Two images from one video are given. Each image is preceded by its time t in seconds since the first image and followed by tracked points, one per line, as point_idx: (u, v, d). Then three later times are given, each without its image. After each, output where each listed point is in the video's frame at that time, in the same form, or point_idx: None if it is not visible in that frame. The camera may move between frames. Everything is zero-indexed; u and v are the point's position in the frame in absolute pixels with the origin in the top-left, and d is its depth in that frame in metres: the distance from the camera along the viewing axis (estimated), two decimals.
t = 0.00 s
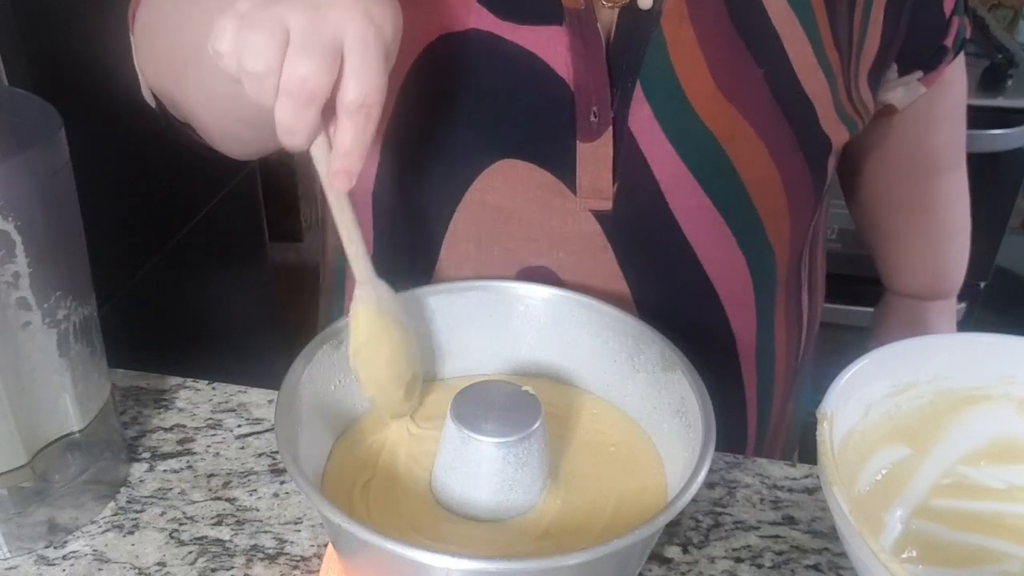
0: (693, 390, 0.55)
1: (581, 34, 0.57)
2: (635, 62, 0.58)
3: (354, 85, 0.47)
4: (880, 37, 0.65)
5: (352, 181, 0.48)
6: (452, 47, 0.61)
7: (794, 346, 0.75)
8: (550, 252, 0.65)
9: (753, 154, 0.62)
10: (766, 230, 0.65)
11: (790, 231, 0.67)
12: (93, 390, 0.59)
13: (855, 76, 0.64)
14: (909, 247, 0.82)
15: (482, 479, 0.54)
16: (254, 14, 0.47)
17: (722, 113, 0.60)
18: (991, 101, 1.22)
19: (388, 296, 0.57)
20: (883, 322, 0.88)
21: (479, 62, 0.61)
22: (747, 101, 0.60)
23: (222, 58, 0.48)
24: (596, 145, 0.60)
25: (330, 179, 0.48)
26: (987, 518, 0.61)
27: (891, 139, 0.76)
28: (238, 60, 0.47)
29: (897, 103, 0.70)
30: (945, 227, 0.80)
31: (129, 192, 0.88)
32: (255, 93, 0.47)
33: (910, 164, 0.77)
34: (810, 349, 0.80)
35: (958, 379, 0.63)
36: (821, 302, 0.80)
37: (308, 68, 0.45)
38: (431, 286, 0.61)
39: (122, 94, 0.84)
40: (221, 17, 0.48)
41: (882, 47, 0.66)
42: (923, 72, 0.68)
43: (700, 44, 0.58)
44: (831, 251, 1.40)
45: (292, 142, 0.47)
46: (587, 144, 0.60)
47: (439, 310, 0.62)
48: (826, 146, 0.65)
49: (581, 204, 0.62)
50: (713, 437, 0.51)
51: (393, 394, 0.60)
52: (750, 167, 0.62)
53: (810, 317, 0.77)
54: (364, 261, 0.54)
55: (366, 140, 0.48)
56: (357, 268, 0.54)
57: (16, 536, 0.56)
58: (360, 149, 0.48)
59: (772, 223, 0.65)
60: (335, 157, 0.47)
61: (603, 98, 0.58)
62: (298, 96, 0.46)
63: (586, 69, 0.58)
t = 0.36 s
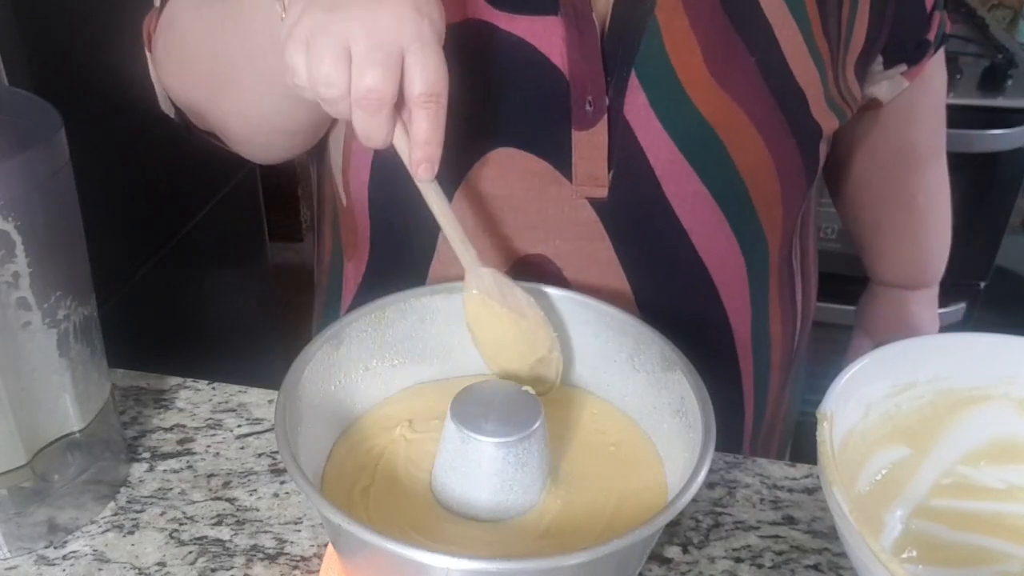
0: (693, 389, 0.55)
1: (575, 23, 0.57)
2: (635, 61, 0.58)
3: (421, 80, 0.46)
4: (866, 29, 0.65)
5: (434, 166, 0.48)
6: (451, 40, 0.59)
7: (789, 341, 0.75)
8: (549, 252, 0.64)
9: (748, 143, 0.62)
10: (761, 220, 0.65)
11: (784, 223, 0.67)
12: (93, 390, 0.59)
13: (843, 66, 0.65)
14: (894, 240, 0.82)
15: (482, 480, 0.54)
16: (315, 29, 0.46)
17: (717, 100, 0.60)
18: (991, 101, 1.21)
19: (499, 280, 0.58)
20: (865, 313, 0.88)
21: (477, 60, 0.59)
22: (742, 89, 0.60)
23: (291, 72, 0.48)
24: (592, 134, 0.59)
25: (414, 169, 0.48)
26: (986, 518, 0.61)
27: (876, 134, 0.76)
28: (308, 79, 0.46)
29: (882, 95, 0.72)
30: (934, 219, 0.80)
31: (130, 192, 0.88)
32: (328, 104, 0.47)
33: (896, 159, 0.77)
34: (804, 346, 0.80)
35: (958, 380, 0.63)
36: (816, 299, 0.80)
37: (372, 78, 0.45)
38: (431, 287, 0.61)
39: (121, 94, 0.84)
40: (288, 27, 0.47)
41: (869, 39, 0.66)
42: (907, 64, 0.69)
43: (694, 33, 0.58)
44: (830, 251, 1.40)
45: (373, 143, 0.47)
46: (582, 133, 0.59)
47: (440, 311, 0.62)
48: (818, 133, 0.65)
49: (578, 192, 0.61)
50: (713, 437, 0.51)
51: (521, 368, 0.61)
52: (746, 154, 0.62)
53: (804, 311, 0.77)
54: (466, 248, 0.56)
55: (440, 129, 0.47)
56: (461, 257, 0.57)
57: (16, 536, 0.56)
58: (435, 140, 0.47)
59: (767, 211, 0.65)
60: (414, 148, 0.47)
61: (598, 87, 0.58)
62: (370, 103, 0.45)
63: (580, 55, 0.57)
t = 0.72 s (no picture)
0: (693, 390, 0.55)
1: (580, 21, 0.57)
2: (636, 61, 0.58)
3: (414, 93, 0.49)
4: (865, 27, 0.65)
5: (448, 167, 0.49)
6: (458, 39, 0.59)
7: (794, 339, 0.75)
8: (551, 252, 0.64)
9: (757, 141, 0.62)
10: (767, 215, 0.66)
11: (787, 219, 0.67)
12: (93, 390, 0.59)
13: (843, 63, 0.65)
14: (886, 239, 0.82)
15: (483, 480, 0.54)
16: (311, 76, 0.50)
17: (728, 96, 0.60)
18: (990, 101, 1.21)
19: (536, 277, 0.55)
20: (858, 309, 0.88)
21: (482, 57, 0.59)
22: (746, 85, 0.60)
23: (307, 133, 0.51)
24: (601, 129, 0.59)
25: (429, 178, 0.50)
26: (987, 518, 0.61)
27: (873, 132, 0.76)
28: (319, 127, 0.50)
29: (875, 96, 0.72)
30: (926, 215, 0.81)
31: (129, 192, 0.88)
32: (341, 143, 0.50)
33: (890, 156, 0.77)
34: (805, 345, 0.80)
35: (958, 380, 0.63)
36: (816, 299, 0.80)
37: (369, 97, 0.48)
38: (431, 288, 0.61)
39: (121, 94, 0.84)
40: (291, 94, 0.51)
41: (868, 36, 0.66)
42: (900, 64, 0.70)
43: (703, 27, 0.58)
44: (829, 250, 1.40)
45: (386, 166, 0.50)
46: (592, 129, 0.59)
47: (440, 309, 0.62)
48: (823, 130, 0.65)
49: (588, 187, 0.61)
50: (713, 437, 0.51)
51: (585, 370, 0.56)
52: (752, 148, 0.62)
53: (807, 308, 0.77)
54: (496, 248, 0.56)
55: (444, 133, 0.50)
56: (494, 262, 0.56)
57: (16, 536, 0.56)
58: (441, 143, 0.49)
59: (773, 206, 0.65)
60: (423, 155, 0.49)
61: (604, 83, 0.58)
62: (373, 121, 0.49)
63: (586, 56, 0.57)
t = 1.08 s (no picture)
0: (692, 390, 0.55)
1: (579, 16, 0.57)
2: (635, 57, 0.58)
3: (398, 103, 0.49)
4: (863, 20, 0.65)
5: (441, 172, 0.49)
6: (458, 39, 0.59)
7: (798, 334, 0.76)
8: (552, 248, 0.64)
9: (760, 135, 0.62)
10: (771, 207, 0.66)
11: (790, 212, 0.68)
12: (93, 390, 0.59)
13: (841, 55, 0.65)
14: (890, 231, 0.82)
15: (482, 479, 0.54)
16: (301, 104, 0.50)
17: (727, 87, 0.60)
18: (990, 101, 1.21)
19: (546, 269, 0.55)
20: (864, 301, 0.88)
21: (482, 56, 0.59)
22: (747, 81, 0.60)
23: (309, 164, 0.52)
24: (602, 126, 0.59)
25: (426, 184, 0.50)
26: (987, 518, 0.61)
27: (870, 127, 0.76)
28: (314, 153, 0.51)
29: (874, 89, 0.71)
30: (926, 207, 0.81)
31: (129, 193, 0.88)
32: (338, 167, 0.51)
33: (888, 150, 0.77)
34: (807, 345, 0.80)
35: (957, 380, 0.63)
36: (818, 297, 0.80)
37: (356, 116, 0.49)
38: (431, 288, 0.61)
39: (121, 94, 0.84)
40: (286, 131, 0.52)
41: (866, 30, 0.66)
42: (897, 55, 0.70)
43: (702, 19, 0.58)
44: (830, 250, 1.40)
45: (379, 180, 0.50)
46: (591, 126, 0.59)
47: (440, 309, 0.62)
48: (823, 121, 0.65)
49: (591, 182, 0.61)
50: (713, 436, 0.51)
51: (604, 356, 0.55)
52: (756, 139, 0.62)
53: (811, 304, 0.78)
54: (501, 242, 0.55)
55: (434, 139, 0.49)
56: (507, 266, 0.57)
57: (16, 536, 0.56)
58: (431, 149, 0.49)
59: (774, 199, 0.66)
60: (416, 164, 0.49)
61: (604, 79, 0.58)
62: (361, 139, 0.49)
63: (585, 52, 0.57)
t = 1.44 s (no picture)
0: (693, 389, 0.55)
1: (583, 18, 0.57)
2: (632, 57, 0.58)
3: (478, 128, 0.50)
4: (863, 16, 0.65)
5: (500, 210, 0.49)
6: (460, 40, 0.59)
7: (797, 336, 0.76)
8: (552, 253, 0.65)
9: (762, 134, 0.62)
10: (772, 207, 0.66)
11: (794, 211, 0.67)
12: (93, 390, 0.59)
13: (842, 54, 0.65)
14: (893, 230, 0.82)
15: (483, 480, 0.54)
16: (379, 103, 0.50)
17: (724, 85, 0.59)
18: (990, 101, 1.21)
19: (573, 344, 0.55)
20: (864, 301, 0.88)
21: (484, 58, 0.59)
22: (746, 81, 0.60)
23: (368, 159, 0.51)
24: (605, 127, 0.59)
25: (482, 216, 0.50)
26: (987, 518, 0.61)
27: (872, 125, 0.76)
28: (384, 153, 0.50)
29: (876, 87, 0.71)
30: (930, 205, 0.81)
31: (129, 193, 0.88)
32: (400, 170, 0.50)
33: (889, 148, 0.77)
34: (808, 345, 0.80)
35: (958, 379, 0.63)
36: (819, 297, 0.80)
37: (435, 126, 0.48)
38: (431, 288, 0.61)
39: (121, 94, 0.84)
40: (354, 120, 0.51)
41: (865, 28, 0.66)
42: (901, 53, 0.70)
43: (698, 18, 0.58)
44: (829, 251, 1.40)
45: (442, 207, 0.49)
46: (596, 126, 0.59)
47: (440, 310, 0.62)
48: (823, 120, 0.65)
49: (591, 184, 0.61)
50: (713, 435, 0.51)
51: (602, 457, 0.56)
52: (756, 138, 0.62)
53: (811, 307, 0.77)
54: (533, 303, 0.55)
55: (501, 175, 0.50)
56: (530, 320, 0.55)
57: (16, 536, 0.56)
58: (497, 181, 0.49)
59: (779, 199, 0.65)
60: (477, 193, 0.49)
61: (608, 80, 0.58)
62: (441, 150, 0.48)
63: (589, 54, 0.57)
